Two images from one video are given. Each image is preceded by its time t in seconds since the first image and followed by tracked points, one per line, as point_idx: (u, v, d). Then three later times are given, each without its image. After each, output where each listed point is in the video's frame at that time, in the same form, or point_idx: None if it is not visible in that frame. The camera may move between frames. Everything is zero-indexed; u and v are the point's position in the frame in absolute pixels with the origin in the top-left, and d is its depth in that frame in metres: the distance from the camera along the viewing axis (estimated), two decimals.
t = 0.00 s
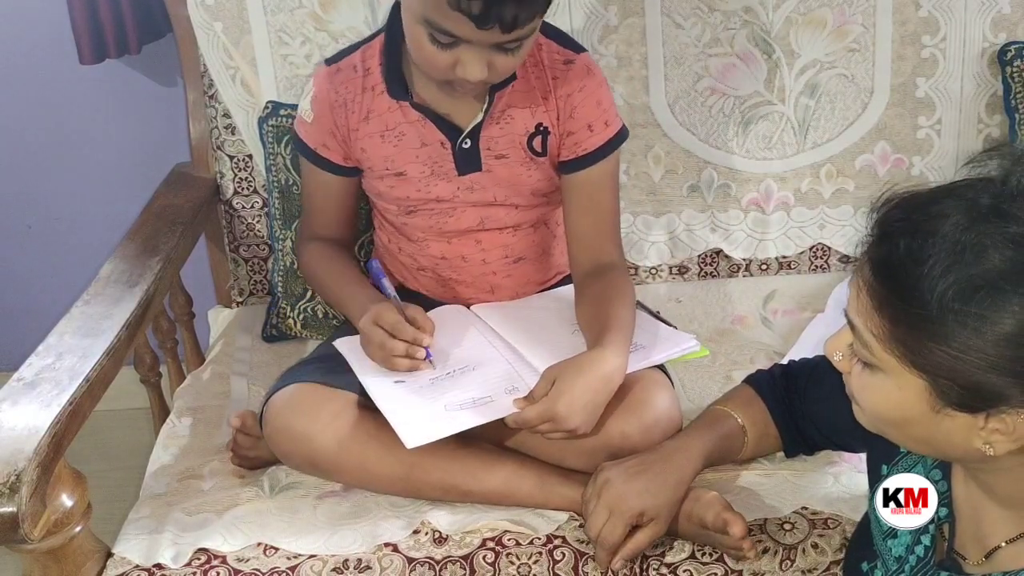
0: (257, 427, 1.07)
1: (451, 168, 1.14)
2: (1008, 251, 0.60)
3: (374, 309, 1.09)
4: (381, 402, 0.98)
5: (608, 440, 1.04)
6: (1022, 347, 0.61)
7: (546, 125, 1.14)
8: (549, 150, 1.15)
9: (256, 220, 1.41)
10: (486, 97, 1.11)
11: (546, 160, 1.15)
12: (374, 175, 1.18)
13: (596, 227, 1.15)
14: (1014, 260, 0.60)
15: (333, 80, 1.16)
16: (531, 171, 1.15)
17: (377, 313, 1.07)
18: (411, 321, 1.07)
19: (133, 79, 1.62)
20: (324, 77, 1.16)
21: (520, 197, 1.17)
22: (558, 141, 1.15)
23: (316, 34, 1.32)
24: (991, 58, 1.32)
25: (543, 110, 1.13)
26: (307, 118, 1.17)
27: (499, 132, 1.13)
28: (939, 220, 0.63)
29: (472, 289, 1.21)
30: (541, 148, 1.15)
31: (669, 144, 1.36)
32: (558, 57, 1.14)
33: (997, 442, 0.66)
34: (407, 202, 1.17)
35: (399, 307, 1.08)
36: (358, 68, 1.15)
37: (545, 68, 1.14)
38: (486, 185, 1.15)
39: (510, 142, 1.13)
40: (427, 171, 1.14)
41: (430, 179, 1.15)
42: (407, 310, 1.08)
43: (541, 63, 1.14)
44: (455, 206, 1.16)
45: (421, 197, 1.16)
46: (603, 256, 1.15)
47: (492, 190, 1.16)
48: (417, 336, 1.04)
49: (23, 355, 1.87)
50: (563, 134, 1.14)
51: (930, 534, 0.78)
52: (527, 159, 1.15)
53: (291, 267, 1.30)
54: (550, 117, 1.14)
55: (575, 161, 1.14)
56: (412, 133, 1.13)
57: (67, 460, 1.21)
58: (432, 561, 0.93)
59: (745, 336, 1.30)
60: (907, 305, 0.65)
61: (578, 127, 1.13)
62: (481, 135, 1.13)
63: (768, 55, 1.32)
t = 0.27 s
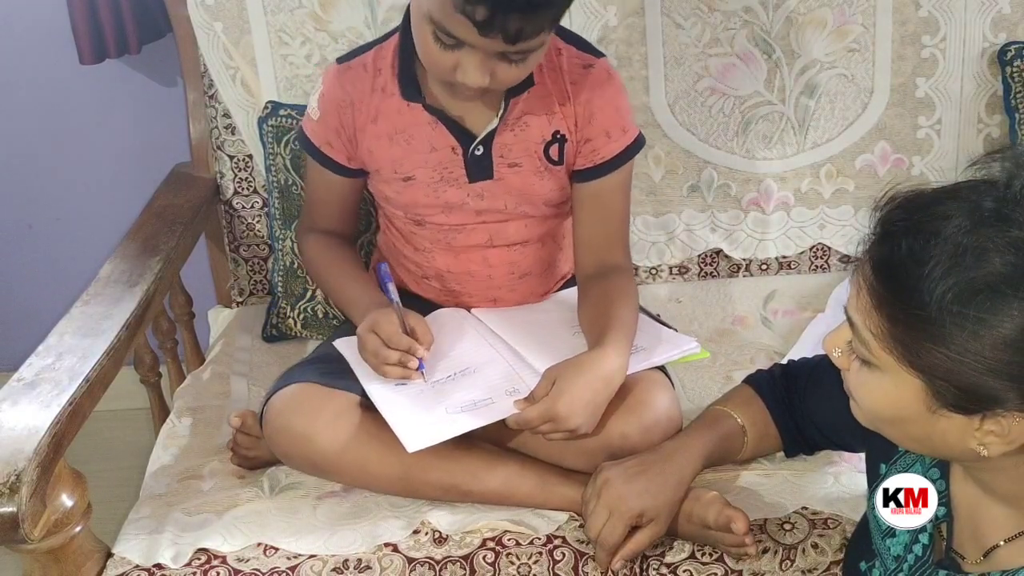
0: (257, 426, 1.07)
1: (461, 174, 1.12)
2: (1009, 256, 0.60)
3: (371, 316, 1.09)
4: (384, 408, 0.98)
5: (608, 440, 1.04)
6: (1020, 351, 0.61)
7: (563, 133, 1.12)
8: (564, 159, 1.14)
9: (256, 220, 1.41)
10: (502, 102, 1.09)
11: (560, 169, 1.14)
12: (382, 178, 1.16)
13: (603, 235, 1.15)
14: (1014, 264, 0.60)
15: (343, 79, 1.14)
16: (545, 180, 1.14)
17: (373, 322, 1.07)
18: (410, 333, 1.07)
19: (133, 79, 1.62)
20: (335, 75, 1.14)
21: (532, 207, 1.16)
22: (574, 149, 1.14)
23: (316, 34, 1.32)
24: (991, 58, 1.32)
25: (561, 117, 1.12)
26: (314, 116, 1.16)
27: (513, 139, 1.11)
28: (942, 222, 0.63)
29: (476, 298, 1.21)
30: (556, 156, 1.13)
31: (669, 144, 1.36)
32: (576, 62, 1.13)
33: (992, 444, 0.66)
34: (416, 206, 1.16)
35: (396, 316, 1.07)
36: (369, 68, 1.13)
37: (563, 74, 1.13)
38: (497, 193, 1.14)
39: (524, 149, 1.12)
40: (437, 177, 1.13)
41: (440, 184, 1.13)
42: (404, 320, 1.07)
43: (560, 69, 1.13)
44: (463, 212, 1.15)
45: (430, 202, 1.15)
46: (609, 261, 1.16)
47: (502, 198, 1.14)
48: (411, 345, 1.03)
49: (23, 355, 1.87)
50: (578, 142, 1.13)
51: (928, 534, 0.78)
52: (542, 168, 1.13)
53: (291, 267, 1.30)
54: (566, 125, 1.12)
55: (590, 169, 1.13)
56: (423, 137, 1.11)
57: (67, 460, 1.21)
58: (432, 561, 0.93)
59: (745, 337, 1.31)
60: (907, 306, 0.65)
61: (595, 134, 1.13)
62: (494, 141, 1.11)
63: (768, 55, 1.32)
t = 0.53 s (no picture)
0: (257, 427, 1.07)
1: (464, 180, 1.12)
2: (1007, 259, 0.60)
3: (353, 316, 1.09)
4: (384, 404, 0.98)
5: (608, 440, 1.04)
6: (1016, 355, 0.60)
7: (567, 139, 1.12)
8: (568, 164, 1.14)
9: (256, 220, 1.41)
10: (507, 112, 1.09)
11: (564, 175, 1.14)
12: (385, 182, 1.16)
13: (606, 239, 1.15)
14: (1013, 268, 0.60)
15: (347, 83, 1.13)
16: (548, 186, 1.14)
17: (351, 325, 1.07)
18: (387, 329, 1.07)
19: (133, 79, 1.62)
20: (338, 79, 1.13)
21: (534, 212, 1.16)
22: (578, 153, 1.14)
23: (316, 34, 1.32)
24: (991, 58, 1.32)
25: (565, 124, 1.12)
26: (317, 119, 1.15)
27: (517, 145, 1.11)
28: (941, 223, 0.63)
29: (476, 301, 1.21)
30: (560, 162, 1.13)
31: (669, 144, 1.36)
32: (582, 66, 1.13)
33: (987, 446, 0.66)
34: (418, 211, 1.16)
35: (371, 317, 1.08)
36: (373, 72, 1.13)
37: (569, 79, 1.12)
38: (500, 199, 1.14)
39: (528, 156, 1.12)
40: (440, 183, 1.13)
41: (443, 190, 1.13)
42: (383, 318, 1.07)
43: (566, 74, 1.13)
44: (466, 217, 1.15)
45: (432, 208, 1.15)
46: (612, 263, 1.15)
47: (505, 204, 1.14)
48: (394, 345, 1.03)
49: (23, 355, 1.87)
50: (583, 146, 1.13)
51: (929, 535, 0.79)
52: (545, 174, 1.13)
53: (291, 267, 1.30)
54: (571, 131, 1.12)
55: (594, 174, 1.13)
56: (426, 143, 1.11)
57: (67, 460, 1.21)
58: (432, 561, 0.93)
59: (745, 337, 1.31)
60: (904, 307, 0.65)
61: (599, 139, 1.12)
62: (498, 149, 1.11)
63: (768, 55, 1.32)
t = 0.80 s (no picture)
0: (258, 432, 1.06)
1: (471, 179, 1.12)
2: (1011, 258, 0.60)
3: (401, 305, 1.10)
4: (386, 396, 0.98)
5: (608, 441, 1.04)
6: (1018, 354, 0.61)
7: (572, 134, 1.12)
8: (574, 159, 1.14)
9: (256, 220, 1.41)
10: (513, 107, 1.09)
11: (570, 170, 1.14)
12: (393, 186, 1.15)
13: (610, 236, 1.15)
14: (1016, 267, 0.60)
15: (353, 91, 1.12)
16: (554, 182, 1.14)
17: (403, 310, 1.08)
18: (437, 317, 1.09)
19: (133, 79, 1.62)
20: (343, 89, 1.13)
21: (540, 210, 1.16)
22: (583, 148, 1.14)
23: (316, 34, 1.32)
24: (991, 58, 1.32)
25: (570, 119, 1.12)
26: (323, 131, 1.14)
27: (523, 143, 1.11)
28: (945, 221, 0.63)
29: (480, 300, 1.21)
30: (565, 157, 1.13)
31: (669, 144, 1.36)
32: (584, 63, 1.13)
33: (988, 444, 0.67)
34: (425, 212, 1.15)
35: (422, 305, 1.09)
36: (378, 79, 1.12)
37: (572, 75, 1.13)
38: (507, 198, 1.14)
39: (534, 153, 1.12)
40: (447, 183, 1.13)
41: (450, 191, 1.13)
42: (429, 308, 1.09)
43: (568, 70, 1.13)
44: (472, 217, 1.15)
45: (440, 208, 1.14)
46: (614, 261, 1.16)
47: (511, 203, 1.14)
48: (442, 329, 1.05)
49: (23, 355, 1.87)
50: (588, 141, 1.13)
51: (929, 534, 0.79)
52: (552, 170, 1.13)
53: (291, 267, 1.30)
54: (576, 126, 1.12)
55: (597, 168, 1.13)
56: (432, 145, 1.11)
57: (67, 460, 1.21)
58: (432, 561, 0.93)
59: (745, 337, 1.30)
60: (907, 305, 0.65)
61: (603, 134, 1.13)
62: (504, 147, 1.11)
63: (768, 55, 1.32)
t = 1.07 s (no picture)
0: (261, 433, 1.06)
1: (471, 187, 1.13)
2: (1006, 262, 0.60)
3: (427, 327, 1.06)
4: (386, 403, 0.98)
5: (608, 441, 1.04)
6: (1015, 358, 0.60)
7: (572, 139, 1.13)
8: (574, 164, 1.14)
9: (256, 220, 1.41)
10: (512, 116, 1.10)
11: (570, 174, 1.14)
12: (393, 197, 1.16)
13: (610, 238, 1.16)
14: (1011, 271, 0.60)
15: (352, 100, 1.12)
16: (554, 186, 1.14)
17: (431, 334, 1.05)
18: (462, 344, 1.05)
19: (133, 79, 1.62)
20: (343, 96, 1.12)
21: (541, 215, 1.16)
22: (582, 152, 1.14)
23: (316, 34, 1.32)
24: (991, 58, 1.32)
25: (569, 125, 1.12)
26: (326, 139, 1.13)
27: (522, 149, 1.12)
28: (941, 225, 0.63)
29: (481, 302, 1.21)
30: (565, 163, 1.14)
31: (669, 144, 1.36)
32: (582, 66, 1.13)
33: (985, 446, 0.67)
34: (426, 220, 1.16)
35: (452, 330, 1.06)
36: (377, 85, 1.12)
37: (570, 80, 1.13)
38: (507, 204, 1.14)
39: (534, 159, 1.12)
40: (447, 191, 1.13)
41: (451, 199, 1.13)
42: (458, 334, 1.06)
43: (566, 75, 1.13)
44: (474, 224, 1.15)
45: (440, 216, 1.15)
46: (615, 262, 1.16)
47: (512, 209, 1.15)
48: (472, 358, 1.01)
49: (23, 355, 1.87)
50: (587, 145, 1.14)
51: (929, 534, 0.78)
52: (552, 175, 1.14)
53: (291, 267, 1.30)
54: (575, 131, 1.13)
55: (597, 172, 1.14)
56: (433, 153, 1.11)
57: (67, 459, 1.21)
58: (432, 561, 0.93)
59: (745, 337, 1.30)
60: (903, 309, 0.65)
61: (603, 137, 1.13)
62: (503, 154, 1.11)
63: (768, 55, 1.32)
